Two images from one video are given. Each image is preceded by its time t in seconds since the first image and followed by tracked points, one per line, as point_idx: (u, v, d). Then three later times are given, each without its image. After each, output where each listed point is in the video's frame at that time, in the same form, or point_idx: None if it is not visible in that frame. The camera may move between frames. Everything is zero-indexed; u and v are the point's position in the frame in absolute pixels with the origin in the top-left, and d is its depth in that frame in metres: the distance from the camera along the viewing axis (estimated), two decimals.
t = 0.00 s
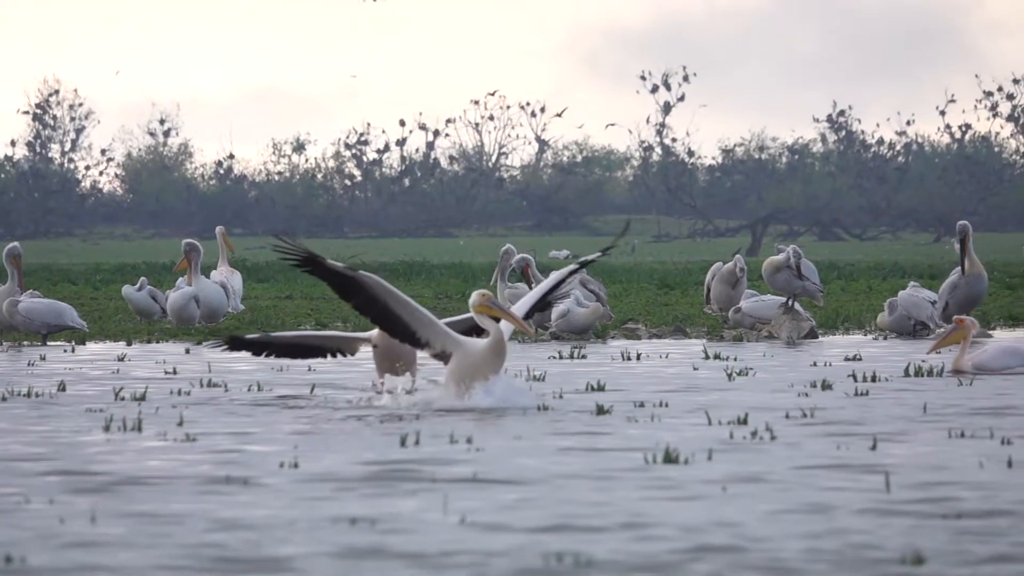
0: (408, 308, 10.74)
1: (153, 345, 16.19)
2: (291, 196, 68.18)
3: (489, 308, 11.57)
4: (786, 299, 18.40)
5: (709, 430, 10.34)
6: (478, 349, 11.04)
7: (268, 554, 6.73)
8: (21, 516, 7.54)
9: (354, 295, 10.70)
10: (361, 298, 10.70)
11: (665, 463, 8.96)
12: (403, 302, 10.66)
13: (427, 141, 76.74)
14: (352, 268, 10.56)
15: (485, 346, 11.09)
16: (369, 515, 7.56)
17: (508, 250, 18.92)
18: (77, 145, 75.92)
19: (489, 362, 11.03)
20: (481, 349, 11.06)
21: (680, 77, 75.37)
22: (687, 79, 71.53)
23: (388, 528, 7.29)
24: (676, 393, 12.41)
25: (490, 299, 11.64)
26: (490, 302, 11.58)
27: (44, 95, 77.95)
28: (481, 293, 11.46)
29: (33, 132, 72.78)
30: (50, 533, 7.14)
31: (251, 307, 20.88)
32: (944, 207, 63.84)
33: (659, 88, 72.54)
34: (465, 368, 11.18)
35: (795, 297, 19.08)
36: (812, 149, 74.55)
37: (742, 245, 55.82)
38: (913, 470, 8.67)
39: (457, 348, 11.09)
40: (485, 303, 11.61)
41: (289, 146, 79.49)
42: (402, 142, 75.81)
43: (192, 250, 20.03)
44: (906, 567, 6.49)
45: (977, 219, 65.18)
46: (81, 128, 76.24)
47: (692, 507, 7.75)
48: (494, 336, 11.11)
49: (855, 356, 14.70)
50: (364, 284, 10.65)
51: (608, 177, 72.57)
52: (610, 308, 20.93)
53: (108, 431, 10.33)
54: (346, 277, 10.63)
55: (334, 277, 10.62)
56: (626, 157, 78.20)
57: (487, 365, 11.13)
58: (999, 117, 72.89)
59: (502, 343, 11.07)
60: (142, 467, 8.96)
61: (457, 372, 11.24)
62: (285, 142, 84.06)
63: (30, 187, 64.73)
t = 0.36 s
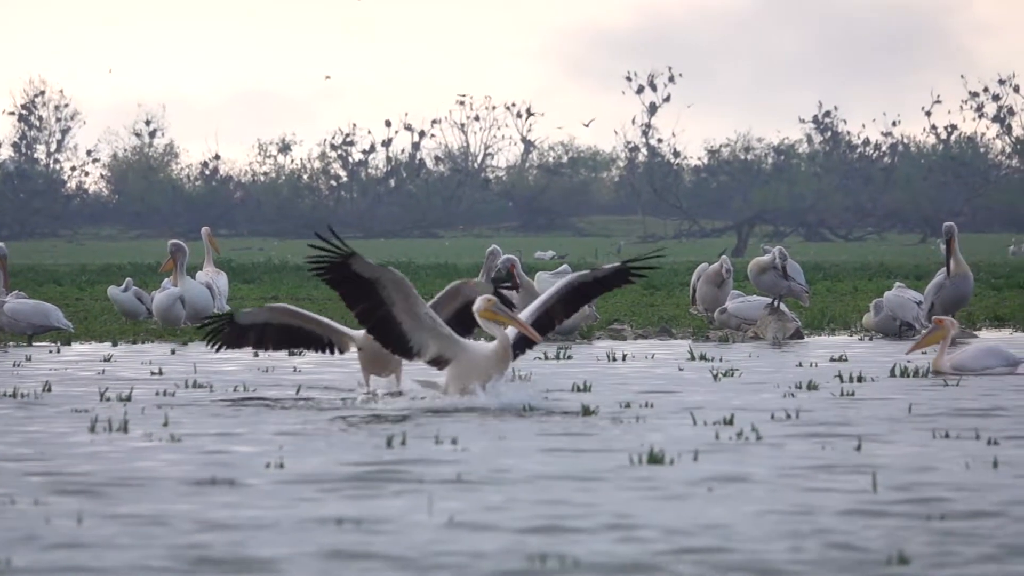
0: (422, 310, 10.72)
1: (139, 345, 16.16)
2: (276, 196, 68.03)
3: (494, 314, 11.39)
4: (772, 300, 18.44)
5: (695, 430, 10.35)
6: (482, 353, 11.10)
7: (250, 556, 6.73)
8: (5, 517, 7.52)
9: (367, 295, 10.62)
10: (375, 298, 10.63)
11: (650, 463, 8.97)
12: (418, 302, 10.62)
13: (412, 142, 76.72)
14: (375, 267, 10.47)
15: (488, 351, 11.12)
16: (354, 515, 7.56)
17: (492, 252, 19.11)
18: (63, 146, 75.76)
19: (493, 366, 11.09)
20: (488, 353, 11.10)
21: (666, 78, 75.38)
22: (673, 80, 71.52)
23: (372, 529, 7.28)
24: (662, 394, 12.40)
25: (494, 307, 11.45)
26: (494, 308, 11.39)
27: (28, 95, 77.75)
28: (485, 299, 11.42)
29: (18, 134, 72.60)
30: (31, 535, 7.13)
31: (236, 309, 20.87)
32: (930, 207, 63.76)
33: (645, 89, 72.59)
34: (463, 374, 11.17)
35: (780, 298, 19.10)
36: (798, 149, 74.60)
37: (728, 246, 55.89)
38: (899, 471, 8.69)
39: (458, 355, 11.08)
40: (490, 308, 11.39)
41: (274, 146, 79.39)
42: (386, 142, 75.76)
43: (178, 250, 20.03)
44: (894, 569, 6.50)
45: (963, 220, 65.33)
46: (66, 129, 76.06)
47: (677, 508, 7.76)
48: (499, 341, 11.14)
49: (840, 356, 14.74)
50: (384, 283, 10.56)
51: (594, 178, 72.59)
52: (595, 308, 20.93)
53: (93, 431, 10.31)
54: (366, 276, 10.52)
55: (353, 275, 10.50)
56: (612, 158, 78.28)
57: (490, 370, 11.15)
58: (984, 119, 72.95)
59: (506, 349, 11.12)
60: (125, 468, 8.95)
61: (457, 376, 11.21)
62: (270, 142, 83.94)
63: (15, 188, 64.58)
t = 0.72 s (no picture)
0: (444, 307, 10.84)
1: (130, 347, 16.16)
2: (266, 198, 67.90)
3: (505, 322, 11.51)
4: (763, 302, 18.48)
5: (685, 433, 10.37)
6: (492, 360, 11.12)
7: (243, 557, 6.75)
8: None
9: (394, 287, 10.76)
10: (402, 291, 10.77)
11: (640, 465, 8.99)
12: (443, 299, 10.74)
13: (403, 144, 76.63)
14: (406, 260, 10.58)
15: (501, 360, 11.14)
16: (345, 518, 7.58)
17: (484, 254, 19.09)
18: (54, 147, 75.56)
19: (501, 373, 11.13)
20: (500, 360, 11.13)
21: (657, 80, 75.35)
22: (664, 81, 71.40)
23: (362, 530, 7.30)
24: (653, 396, 12.42)
25: (505, 313, 11.58)
26: (505, 315, 11.50)
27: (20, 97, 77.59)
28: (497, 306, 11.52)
29: (8, 134, 72.42)
30: (23, 536, 7.13)
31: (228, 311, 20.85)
32: (922, 209, 63.64)
33: (637, 90, 72.60)
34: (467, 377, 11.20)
35: (771, 299, 19.15)
36: (789, 150, 74.65)
37: (720, 248, 55.86)
38: (888, 472, 8.73)
39: (467, 358, 11.14)
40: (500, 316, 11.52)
41: (265, 148, 79.33)
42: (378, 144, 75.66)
43: (169, 252, 20.02)
44: (882, 569, 6.54)
45: (953, 221, 65.34)
46: (57, 130, 75.83)
47: (666, 511, 7.78)
48: (511, 352, 11.17)
49: (830, 359, 14.77)
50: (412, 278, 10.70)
51: (585, 179, 72.48)
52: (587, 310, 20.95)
53: (84, 434, 10.32)
54: (397, 268, 10.64)
55: (383, 267, 10.65)
56: (603, 158, 78.31)
57: (498, 377, 11.17)
58: (975, 120, 72.92)
59: (516, 359, 11.14)
60: (116, 469, 8.96)
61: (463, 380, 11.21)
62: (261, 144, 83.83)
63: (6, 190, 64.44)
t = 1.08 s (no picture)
0: (459, 307, 10.86)
1: (123, 351, 16.15)
2: (260, 202, 67.86)
3: (517, 333, 11.58)
4: (757, 306, 18.51)
5: (679, 436, 10.37)
6: (504, 373, 11.12)
7: (236, 561, 6.75)
8: None
9: (412, 281, 10.79)
10: (419, 286, 10.81)
11: (633, 469, 8.99)
12: (460, 299, 10.77)
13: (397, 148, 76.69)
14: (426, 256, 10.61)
15: (513, 372, 11.15)
16: (338, 522, 7.58)
17: (478, 258, 19.03)
18: (47, 151, 75.56)
19: (511, 386, 11.11)
20: (512, 371, 11.14)
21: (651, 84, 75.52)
22: (657, 85, 71.57)
23: (355, 535, 7.30)
24: (646, 400, 12.42)
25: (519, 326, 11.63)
26: (517, 326, 11.60)
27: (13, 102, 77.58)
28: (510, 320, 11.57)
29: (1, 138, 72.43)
30: (15, 540, 7.12)
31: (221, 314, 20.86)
32: (914, 212, 63.89)
33: (630, 94, 72.74)
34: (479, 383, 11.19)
35: (765, 304, 19.17)
36: (783, 154, 74.80)
37: (713, 250, 55.92)
38: (880, 476, 8.73)
39: (482, 363, 11.13)
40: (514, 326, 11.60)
41: (259, 152, 79.41)
42: (372, 149, 75.70)
43: (162, 258, 20.01)
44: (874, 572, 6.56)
45: (947, 225, 65.41)
46: (50, 133, 75.83)
47: (660, 514, 7.78)
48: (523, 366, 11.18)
49: (824, 362, 14.79)
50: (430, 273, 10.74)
51: (578, 183, 72.50)
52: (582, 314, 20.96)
53: (78, 438, 10.31)
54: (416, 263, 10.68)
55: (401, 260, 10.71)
56: (597, 162, 78.44)
57: (507, 390, 11.16)
58: (968, 123, 73.07)
59: (527, 374, 11.15)
60: (110, 474, 8.95)
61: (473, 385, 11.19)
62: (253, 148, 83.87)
63: None
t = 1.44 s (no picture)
0: (472, 321, 10.68)
1: (119, 354, 16.15)
2: (256, 204, 67.85)
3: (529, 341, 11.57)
4: (752, 309, 18.52)
5: (675, 440, 10.37)
6: (518, 385, 11.01)
7: (230, 564, 6.75)
8: None
9: (425, 291, 10.59)
10: (431, 299, 10.62)
11: (629, 472, 9.00)
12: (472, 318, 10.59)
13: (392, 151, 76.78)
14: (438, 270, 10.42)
15: (528, 383, 11.02)
16: (332, 525, 7.58)
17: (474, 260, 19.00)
18: (43, 153, 75.58)
19: (526, 397, 11.00)
20: (525, 382, 11.02)
21: (646, 86, 75.67)
22: (652, 88, 71.70)
23: (350, 538, 7.30)
24: (642, 403, 12.42)
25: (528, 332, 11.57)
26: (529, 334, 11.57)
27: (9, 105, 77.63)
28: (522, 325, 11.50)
29: None
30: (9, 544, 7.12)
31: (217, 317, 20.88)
32: (910, 215, 64.13)
33: (625, 97, 72.89)
34: (491, 393, 11.07)
35: (760, 307, 19.18)
36: (778, 157, 74.93)
37: (708, 254, 56.00)
38: (875, 479, 8.74)
39: (495, 374, 11.00)
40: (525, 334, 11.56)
41: (254, 156, 79.49)
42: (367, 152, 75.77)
43: (158, 261, 20.02)
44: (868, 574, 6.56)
45: (943, 228, 65.48)
46: (46, 137, 75.88)
47: (656, 517, 7.78)
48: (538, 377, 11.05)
49: (820, 365, 14.80)
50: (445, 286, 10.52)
51: (574, 186, 72.57)
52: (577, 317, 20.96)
53: (74, 441, 10.30)
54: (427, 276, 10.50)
55: (415, 269, 10.49)
56: (592, 165, 78.49)
57: (521, 400, 11.04)
58: (963, 127, 73.24)
59: (542, 385, 11.03)
60: (104, 477, 8.95)
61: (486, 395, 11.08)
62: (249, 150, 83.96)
63: None
